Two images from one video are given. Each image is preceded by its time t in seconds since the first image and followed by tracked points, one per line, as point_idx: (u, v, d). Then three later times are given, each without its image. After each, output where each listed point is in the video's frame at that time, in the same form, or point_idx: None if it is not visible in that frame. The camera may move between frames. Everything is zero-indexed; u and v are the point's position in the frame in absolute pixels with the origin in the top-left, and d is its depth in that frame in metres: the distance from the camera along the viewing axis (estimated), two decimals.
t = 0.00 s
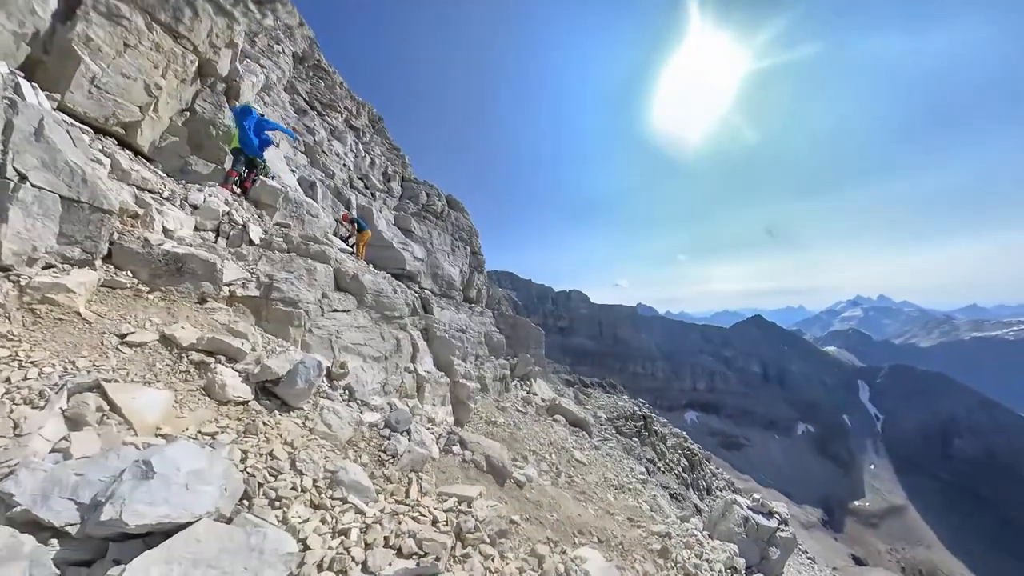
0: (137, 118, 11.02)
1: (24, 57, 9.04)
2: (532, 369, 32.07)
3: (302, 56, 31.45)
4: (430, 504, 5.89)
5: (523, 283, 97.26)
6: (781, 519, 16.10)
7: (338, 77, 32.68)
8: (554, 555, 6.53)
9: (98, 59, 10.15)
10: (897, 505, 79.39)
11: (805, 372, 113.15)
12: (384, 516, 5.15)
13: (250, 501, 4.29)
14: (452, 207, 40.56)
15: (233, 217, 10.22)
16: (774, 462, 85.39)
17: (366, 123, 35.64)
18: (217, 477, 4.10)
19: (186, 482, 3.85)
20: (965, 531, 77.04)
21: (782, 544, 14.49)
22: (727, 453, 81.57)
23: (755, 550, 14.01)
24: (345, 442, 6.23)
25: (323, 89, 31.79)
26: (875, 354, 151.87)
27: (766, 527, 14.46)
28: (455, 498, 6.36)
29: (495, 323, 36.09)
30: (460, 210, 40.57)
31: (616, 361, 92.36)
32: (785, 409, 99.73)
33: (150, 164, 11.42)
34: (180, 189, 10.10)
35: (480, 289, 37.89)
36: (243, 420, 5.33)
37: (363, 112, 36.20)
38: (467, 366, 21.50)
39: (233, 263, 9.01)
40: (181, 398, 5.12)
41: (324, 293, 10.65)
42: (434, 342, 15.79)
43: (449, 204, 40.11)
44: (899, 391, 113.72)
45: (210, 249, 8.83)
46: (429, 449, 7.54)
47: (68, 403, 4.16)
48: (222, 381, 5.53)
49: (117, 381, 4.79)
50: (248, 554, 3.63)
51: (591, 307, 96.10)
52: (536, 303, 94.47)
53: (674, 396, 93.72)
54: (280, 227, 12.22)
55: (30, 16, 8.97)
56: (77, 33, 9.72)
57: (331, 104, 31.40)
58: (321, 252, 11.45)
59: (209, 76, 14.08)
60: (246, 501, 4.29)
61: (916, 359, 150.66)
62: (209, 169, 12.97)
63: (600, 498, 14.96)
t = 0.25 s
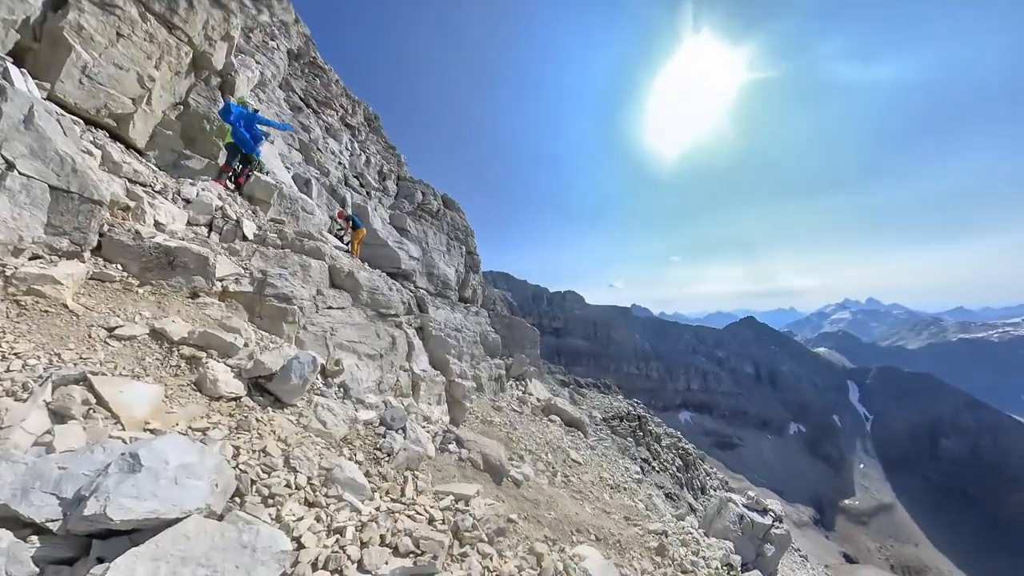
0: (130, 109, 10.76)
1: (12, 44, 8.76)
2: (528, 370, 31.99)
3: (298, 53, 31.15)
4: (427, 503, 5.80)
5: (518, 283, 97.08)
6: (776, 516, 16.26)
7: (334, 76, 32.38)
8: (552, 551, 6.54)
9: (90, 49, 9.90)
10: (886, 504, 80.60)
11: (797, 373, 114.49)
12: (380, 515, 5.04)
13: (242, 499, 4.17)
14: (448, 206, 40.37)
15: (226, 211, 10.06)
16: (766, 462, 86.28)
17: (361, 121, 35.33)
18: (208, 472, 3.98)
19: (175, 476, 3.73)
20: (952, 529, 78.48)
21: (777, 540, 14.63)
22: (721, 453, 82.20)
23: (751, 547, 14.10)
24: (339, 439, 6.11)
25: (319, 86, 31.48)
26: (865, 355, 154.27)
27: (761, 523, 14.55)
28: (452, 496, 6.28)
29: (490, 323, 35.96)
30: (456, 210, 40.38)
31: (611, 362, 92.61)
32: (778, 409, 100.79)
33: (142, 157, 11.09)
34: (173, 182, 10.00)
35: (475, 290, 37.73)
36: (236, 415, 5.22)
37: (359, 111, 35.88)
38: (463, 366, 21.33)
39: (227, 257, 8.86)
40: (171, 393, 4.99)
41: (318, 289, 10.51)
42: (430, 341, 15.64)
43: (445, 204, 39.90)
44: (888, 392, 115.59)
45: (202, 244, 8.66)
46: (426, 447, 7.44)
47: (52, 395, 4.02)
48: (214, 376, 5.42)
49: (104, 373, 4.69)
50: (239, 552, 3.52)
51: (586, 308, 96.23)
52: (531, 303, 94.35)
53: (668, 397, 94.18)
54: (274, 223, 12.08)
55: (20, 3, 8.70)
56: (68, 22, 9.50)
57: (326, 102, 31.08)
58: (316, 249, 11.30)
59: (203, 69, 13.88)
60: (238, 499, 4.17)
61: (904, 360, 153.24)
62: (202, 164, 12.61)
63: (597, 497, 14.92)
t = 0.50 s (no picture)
0: (123, 93, 10.43)
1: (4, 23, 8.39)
2: (523, 369, 31.87)
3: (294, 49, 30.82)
4: (426, 494, 5.70)
5: (512, 284, 96.97)
6: (771, 510, 16.42)
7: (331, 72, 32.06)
8: (554, 543, 6.46)
9: (84, 30, 9.56)
10: (874, 504, 81.86)
11: (787, 375, 115.97)
12: (380, 507, 4.89)
13: (235, 487, 4.00)
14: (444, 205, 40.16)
15: (221, 200, 9.80)
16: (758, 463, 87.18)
17: (357, 118, 35.03)
18: (200, 455, 3.79)
19: (163, 458, 3.55)
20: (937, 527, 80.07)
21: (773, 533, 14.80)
22: (712, 454, 82.86)
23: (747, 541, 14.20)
24: (337, 430, 5.95)
25: (315, 82, 31.16)
26: (853, 358, 156.91)
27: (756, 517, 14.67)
28: (453, 489, 6.16)
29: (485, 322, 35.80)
30: (451, 208, 40.16)
31: (604, 363, 92.89)
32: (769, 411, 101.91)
33: (134, 143, 10.84)
34: (166, 168, 9.78)
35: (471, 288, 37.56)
36: (229, 403, 5.04)
37: (355, 107, 35.58)
38: (458, 364, 21.15)
39: (222, 246, 8.66)
40: (162, 378, 4.82)
41: (315, 281, 10.31)
42: (426, 337, 15.45)
43: (441, 202, 39.69)
44: (875, 394, 117.62)
45: (195, 231, 8.41)
46: (425, 440, 7.30)
47: (36, 373, 3.84)
48: (207, 362, 5.24)
49: (92, 354, 4.50)
50: (232, 541, 3.35)
51: (579, 309, 96.63)
52: (525, 304, 94.34)
53: (661, 398, 94.71)
54: (270, 213, 11.85)
55: None
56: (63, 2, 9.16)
57: (323, 98, 30.75)
58: (312, 240, 11.09)
59: (199, 58, 13.60)
60: (231, 488, 3.99)
61: (891, 363, 156.20)
62: (199, 153, 12.62)
63: (593, 494, 14.87)
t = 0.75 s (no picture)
0: (111, 86, 10.19)
1: None
2: (518, 367, 31.86)
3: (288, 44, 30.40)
4: (422, 494, 5.67)
5: (508, 283, 96.86)
6: (763, 507, 16.64)
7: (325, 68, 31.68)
8: (549, 542, 6.47)
9: (70, 22, 9.34)
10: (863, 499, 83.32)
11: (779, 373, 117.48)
12: (375, 507, 4.86)
13: (227, 488, 3.93)
14: (439, 203, 39.95)
15: (212, 195, 9.57)
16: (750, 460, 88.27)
17: (352, 114, 34.66)
18: (189, 456, 3.72)
19: (152, 458, 3.48)
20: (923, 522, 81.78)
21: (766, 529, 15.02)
22: (705, 451, 83.73)
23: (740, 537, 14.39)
24: (331, 429, 5.89)
25: (309, 78, 30.76)
26: (842, 356, 159.44)
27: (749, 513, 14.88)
28: (449, 488, 6.14)
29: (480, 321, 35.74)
30: (447, 206, 39.95)
31: (599, 362, 93.28)
32: (760, 408, 103.20)
33: (122, 137, 10.60)
34: (156, 163, 9.59)
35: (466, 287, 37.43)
36: (220, 402, 4.96)
37: (350, 104, 35.20)
38: (454, 363, 21.06)
39: (214, 242, 8.53)
40: (151, 378, 4.72)
41: (308, 279, 10.19)
42: (421, 336, 15.36)
43: (436, 200, 39.46)
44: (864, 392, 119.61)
45: (186, 228, 8.28)
46: (419, 439, 7.25)
47: (20, 373, 3.74)
48: (197, 361, 5.15)
49: (78, 354, 4.40)
50: (223, 543, 3.29)
51: (574, 308, 96.90)
52: (520, 303, 94.29)
53: (655, 397, 95.38)
54: (262, 210, 11.68)
55: None
56: None
57: (317, 94, 30.38)
58: (305, 237, 10.96)
59: (191, 52, 13.42)
60: (222, 488, 3.92)
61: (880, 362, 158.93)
62: (189, 148, 12.37)
63: (588, 491, 14.93)
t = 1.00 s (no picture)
0: (89, 79, 9.83)
1: None
2: (512, 367, 31.76)
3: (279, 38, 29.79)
4: (408, 502, 5.54)
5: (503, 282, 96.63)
6: (755, 506, 16.78)
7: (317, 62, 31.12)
8: (540, 549, 6.40)
9: (44, 11, 8.97)
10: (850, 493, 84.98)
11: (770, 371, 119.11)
12: (358, 519, 4.72)
13: (200, 505, 3.78)
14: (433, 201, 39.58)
15: (195, 194, 9.26)
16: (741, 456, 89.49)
17: (345, 110, 34.14)
18: (156, 475, 3.55)
19: (113, 480, 3.30)
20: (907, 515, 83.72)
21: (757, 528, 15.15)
22: (698, 448, 84.62)
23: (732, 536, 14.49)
24: (314, 437, 5.73)
25: (301, 73, 30.21)
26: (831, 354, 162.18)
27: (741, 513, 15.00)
28: (436, 497, 6.02)
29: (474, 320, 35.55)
30: (441, 204, 39.59)
31: (593, 360, 93.69)
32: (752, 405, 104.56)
33: (101, 132, 10.24)
34: (136, 160, 9.29)
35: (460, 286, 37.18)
36: (196, 413, 4.77)
37: (342, 100, 34.66)
38: (447, 363, 20.86)
39: (195, 243, 8.26)
40: (122, 388, 4.52)
41: (295, 280, 9.96)
42: (412, 337, 15.16)
43: (430, 198, 39.09)
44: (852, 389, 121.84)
45: (166, 228, 8.02)
46: (408, 445, 7.11)
47: None
48: (173, 370, 4.95)
49: (43, 365, 4.20)
50: (190, 568, 3.13)
51: (569, 306, 97.15)
52: (515, 301, 94.17)
53: (648, 394, 96.09)
54: (248, 209, 11.40)
55: None
56: None
57: (308, 89, 29.84)
58: (292, 237, 10.70)
59: (174, 44, 13.02)
60: (195, 505, 3.77)
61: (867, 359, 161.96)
62: (172, 143, 11.88)
63: (582, 492, 14.89)
